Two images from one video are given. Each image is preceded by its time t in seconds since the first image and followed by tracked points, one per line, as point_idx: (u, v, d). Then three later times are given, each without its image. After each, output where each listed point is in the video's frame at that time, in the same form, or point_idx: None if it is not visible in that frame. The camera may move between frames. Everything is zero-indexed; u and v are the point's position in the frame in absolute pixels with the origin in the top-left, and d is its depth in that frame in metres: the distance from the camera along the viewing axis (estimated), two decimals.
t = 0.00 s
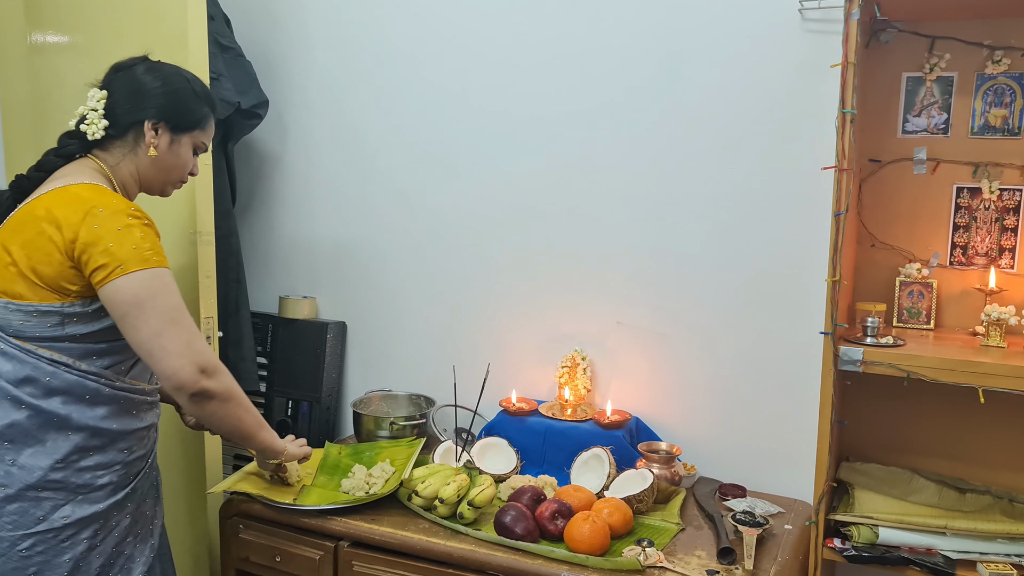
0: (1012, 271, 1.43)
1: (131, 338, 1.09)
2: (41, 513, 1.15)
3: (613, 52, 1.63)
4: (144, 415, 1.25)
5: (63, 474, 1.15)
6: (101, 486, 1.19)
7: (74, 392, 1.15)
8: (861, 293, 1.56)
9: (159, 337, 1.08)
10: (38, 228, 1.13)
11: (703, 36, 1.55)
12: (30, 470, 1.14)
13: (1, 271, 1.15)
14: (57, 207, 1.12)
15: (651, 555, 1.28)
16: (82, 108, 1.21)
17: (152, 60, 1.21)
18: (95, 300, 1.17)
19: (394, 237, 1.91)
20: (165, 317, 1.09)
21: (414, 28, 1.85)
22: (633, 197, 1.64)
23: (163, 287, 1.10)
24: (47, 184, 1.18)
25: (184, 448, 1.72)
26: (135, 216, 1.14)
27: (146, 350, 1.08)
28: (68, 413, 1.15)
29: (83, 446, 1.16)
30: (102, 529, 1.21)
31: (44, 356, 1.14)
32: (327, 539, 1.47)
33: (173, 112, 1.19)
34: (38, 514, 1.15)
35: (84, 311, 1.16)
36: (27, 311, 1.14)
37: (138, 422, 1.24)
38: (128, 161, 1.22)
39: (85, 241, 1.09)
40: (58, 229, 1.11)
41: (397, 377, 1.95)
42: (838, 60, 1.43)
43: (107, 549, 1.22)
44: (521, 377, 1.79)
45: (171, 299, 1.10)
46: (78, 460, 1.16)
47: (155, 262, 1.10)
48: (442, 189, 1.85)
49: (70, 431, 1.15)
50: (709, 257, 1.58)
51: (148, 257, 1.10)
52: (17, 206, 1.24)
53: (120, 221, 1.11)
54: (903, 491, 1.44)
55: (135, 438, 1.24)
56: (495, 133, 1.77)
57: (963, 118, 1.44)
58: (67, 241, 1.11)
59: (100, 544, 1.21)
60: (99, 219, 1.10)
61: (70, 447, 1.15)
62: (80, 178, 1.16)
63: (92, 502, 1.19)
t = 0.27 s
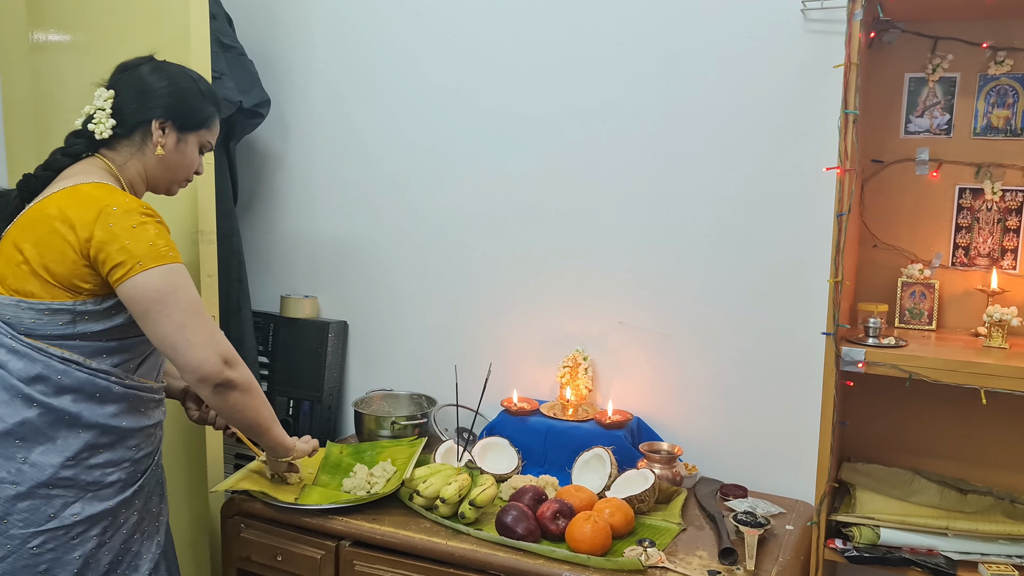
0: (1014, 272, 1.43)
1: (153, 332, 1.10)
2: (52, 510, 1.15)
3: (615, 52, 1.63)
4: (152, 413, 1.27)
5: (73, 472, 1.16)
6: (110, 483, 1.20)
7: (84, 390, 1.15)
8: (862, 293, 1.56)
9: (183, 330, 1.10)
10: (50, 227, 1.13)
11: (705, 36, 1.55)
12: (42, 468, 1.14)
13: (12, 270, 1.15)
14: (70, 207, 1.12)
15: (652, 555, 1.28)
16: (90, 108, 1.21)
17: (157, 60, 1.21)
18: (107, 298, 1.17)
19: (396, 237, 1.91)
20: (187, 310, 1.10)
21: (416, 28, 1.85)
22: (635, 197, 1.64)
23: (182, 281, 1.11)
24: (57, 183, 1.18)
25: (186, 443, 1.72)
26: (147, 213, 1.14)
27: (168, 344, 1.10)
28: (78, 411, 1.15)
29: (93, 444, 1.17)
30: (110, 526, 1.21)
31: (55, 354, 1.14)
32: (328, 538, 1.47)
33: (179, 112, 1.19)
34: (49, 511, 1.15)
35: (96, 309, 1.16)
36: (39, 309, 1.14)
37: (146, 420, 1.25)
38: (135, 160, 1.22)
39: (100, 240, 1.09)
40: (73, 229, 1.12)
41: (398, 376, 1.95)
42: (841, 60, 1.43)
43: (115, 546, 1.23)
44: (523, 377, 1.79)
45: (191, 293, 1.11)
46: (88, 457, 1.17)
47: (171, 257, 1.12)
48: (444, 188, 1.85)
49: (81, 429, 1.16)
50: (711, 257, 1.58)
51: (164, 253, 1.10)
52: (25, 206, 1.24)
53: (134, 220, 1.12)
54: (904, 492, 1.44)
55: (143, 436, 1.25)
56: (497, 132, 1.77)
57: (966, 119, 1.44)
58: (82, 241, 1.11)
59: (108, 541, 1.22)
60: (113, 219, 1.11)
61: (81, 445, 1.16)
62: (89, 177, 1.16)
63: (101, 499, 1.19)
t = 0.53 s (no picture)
0: (1015, 272, 1.43)
1: (159, 330, 1.10)
2: (55, 508, 1.15)
3: (616, 52, 1.63)
4: (156, 410, 1.27)
5: (77, 469, 1.16)
6: (113, 480, 1.20)
7: (89, 388, 1.15)
8: (863, 293, 1.56)
9: (190, 328, 1.10)
10: (54, 224, 1.13)
11: (706, 36, 1.55)
12: (46, 465, 1.14)
13: (16, 267, 1.15)
14: (74, 205, 1.12)
15: (652, 554, 1.28)
16: (94, 106, 1.21)
17: (161, 58, 1.21)
18: (111, 296, 1.17)
19: (397, 235, 1.91)
20: (192, 309, 1.11)
21: (418, 27, 1.85)
22: (636, 197, 1.63)
23: (187, 279, 1.12)
24: (61, 181, 1.18)
25: (186, 440, 1.72)
26: (151, 212, 1.14)
27: (174, 342, 1.10)
28: (83, 408, 1.15)
29: (97, 441, 1.17)
30: (114, 524, 1.21)
31: (59, 352, 1.14)
32: (328, 537, 1.47)
33: (183, 110, 1.19)
34: (53, 509, 1.15)
35: (100, 307, 1.16)
36: (43, 307, 1.14)
37: (149, 418, 1.26)
38: (139, 158, 1.23)
39: (104, 239, 1.09)
40: (77, 227, 1.11)
41: (399, 375, 1.95)
42: (842, 61, 1.43)
43: (118, 543, 1.23)
44: (523, 376, 1.79)
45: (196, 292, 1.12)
46: (92, 455, 1.17)
47: (175, 256, 1.12)
48: (444, 187, 1.84)
49: (85, 426, 1.16)
50: (712, 256, 1.58)
51: (168, 252, 1.11)
52: (29, 204, 1.24)
53: (137, 219, 1.12)
54: (904, 492, 1.44)
55: (147, 434, 1.25)
56: (498, 132, 1.77)
57: (967, 119, 1.44)
58: (85, 239, 1.11)
59: (111, 538, 1.22)
60: (117, 218, 1.11)
61: (85, 442, 1.16)
62: (91, 175, 1.17)
63: (104, 497, 1.20)
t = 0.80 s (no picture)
0: (1015, 272, 1.43)
1: (151, 333, 1.11)
2: (56, 505, 1.15)
3: (617, 51, 1.63)
4: (156, 409, 1.27)
5: (78, 467, 1.16)
6: (114, 478, 1.20)
7: (90, 386, 1.15)
8: (864, 293, 1.56)
9: (180, 333, 1.10)
10: (55, 223, 1.13)
11: (707, 35, 1.54)
12: (47, 463, 1.14)
13: (16, 266, 1.15)
14: (74, 204, 1.12)
15: (652, 553, 1.28)
16: (96, 103, 1.21)
17: (163, 56, 1.21)
18: (111, 296, 1.17)
19: (397, 234, 1.91)
20: (184, 314, 1.11)
21: (418, 26, 1.84)
22: (636, 196, 1.63)
23: (180, 284, 1.11)
24: (61, 180, 1.18)
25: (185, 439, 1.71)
26: (151, 212, 1.14)
27: (166, 346, 1.11)
28: (84, 406, 1.15)
29: (98, 439, 1.17)
30: (114, 522, 1.21)
31: (60, 350, 1.14)
32: (328, 536, 1.47)
33: (185, 108, 1.20)
34: (54, 506, 1.15)
35: (100, 306, 1.16)
36: (44, 306, 1.14)
37: (151, 416, 1.25)
38: (140, 156, 1.23)
39: (102, 239, 1.09)
40: (77, 226, 1.11)
41: (398, 374, 1.95)
42: (843, 60, 1.43)
43: (119, 541, 1.23)
44: (523, 375, 1.79)
45: (188, 297, 1.11)
46: (93, 453, 1.17)
47: (171, 259, 1.12)
48: (445, 186, 1.84)
49: (86, 424, 1.16)
50: (712, 256, 1.58)
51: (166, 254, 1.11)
52: (30, 201, 1.23)
53: (135, 219, 1.11)
54: (904, 492, 1.44)
55: (147, 432, 1.25)
56: (499, 130, 1.77)
57: (968, 118, 1.44)
58: (85, 238, 1.11)
59: (112, 536, 1.22)
60: (116, 218, 1.10)
61: (86, 440, 1.16)
62: (92, 174, 1.16)
63: (105, 495, 1.20)
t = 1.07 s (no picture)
0: (1015, 271, 1.42)
1: (137, 335, 1.11)
2: (54, 503, 1.15)
3: (617, 49, 1.63)
4: (156, 407, 1.26)
5: (76, 465, 1.16)
6: (113, 476, 1.20)
7: (88, 383, 1.15)
8: (863, 291, 1.56)
9: (161, 337, 1.10)
10: (51, 221, 1.13)
11: (707, 34, 1.54)
12: (45, 461, 1.14)
13: (14, 264, 1.15)
14: (70, 201, 1.12)
15: (650, 552, 1.28)
16: (93, 100, 1.21)
17: (161, 53, 1.21)
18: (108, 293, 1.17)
19: (396, 232, 1.91)
20: (166, 318, 1.10)
21: (417, 23, 1.84)
22: (635, 194, 1.63)
23: (165, 287, 1.10)
24: (58, 177, 1.18)
25: (183, 436, 1.71)
26: (147, 211, 1.14)
27: (149, 349, 1.11)
28: (82, 404, 1.15)
29: (96, 437, 1.17)
30: (113, 519, 1.21)
31: (58, 348, 1.14)
32: (327, 534, 1.47)
33: (183, 105, 1.19)
34: (52, 504, 1.15)
35: (98, 304, 1.16)
36: (41, 304, 1.14)
37: (150, 414, 1.25)
38: (138, 153, 1.23)
39: (96, 235, 1.09)
40: (73, 223, 1.11)
41: (397, 373, 1.95)
42: (843, 58, 1.43)
43: (118, 539, 1.23)
44: (522, 374, 1.79)
45: (171, 301, 1.10)
46: (91, 450, 1.17)
47: (162, 260, 1.11)
48: (444, 184, 1.84)
49: (84, 422, 1.16)
50: (712, 254, 1.57)
51: (156, 255, 1.10)
52: (28, 198, 1.23)
53: (129, 217, 1.11)
54: (903, 491, 1.44)
55: (146, 430, 1.25)
56: (498, 129, 1.77)
57: (968, 117, 1.44)
58: (80, 235, 1.11)
59: (111, 534, 1.22)
60: (110, 215, 1.10)
61: (84, 438, 1.15)
62: (89, 171, 1.16)
63: (104, 492, 1.19)
